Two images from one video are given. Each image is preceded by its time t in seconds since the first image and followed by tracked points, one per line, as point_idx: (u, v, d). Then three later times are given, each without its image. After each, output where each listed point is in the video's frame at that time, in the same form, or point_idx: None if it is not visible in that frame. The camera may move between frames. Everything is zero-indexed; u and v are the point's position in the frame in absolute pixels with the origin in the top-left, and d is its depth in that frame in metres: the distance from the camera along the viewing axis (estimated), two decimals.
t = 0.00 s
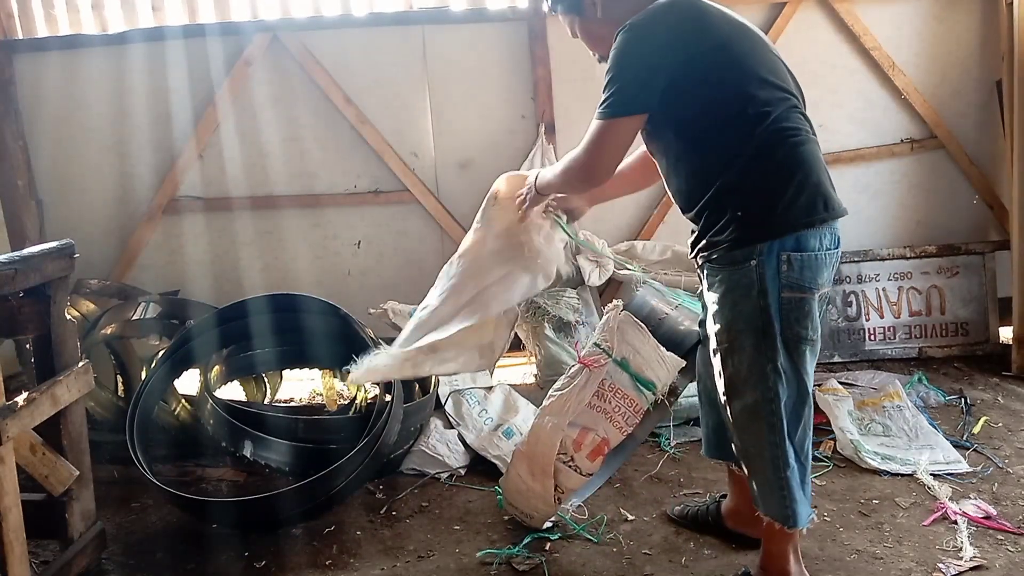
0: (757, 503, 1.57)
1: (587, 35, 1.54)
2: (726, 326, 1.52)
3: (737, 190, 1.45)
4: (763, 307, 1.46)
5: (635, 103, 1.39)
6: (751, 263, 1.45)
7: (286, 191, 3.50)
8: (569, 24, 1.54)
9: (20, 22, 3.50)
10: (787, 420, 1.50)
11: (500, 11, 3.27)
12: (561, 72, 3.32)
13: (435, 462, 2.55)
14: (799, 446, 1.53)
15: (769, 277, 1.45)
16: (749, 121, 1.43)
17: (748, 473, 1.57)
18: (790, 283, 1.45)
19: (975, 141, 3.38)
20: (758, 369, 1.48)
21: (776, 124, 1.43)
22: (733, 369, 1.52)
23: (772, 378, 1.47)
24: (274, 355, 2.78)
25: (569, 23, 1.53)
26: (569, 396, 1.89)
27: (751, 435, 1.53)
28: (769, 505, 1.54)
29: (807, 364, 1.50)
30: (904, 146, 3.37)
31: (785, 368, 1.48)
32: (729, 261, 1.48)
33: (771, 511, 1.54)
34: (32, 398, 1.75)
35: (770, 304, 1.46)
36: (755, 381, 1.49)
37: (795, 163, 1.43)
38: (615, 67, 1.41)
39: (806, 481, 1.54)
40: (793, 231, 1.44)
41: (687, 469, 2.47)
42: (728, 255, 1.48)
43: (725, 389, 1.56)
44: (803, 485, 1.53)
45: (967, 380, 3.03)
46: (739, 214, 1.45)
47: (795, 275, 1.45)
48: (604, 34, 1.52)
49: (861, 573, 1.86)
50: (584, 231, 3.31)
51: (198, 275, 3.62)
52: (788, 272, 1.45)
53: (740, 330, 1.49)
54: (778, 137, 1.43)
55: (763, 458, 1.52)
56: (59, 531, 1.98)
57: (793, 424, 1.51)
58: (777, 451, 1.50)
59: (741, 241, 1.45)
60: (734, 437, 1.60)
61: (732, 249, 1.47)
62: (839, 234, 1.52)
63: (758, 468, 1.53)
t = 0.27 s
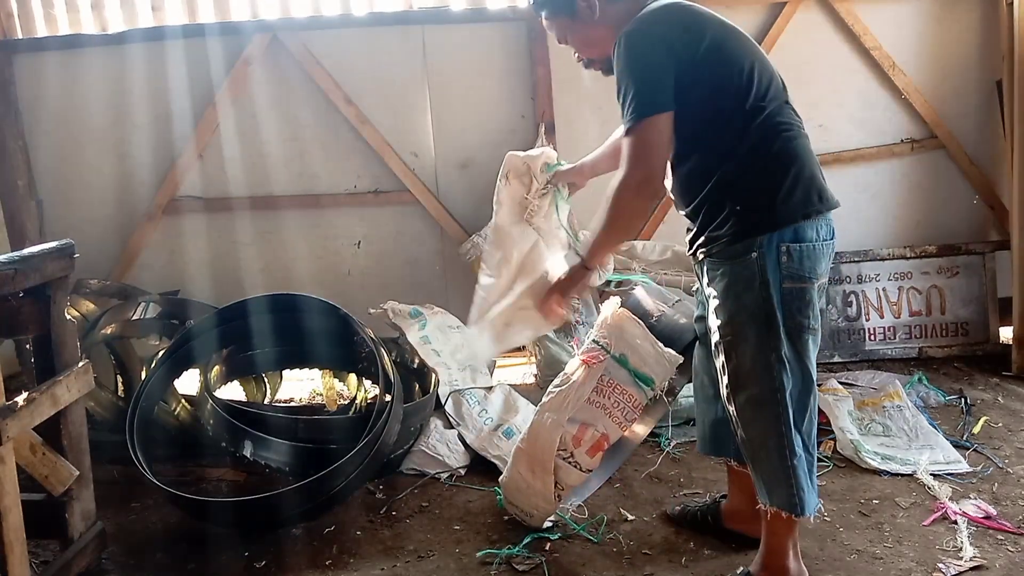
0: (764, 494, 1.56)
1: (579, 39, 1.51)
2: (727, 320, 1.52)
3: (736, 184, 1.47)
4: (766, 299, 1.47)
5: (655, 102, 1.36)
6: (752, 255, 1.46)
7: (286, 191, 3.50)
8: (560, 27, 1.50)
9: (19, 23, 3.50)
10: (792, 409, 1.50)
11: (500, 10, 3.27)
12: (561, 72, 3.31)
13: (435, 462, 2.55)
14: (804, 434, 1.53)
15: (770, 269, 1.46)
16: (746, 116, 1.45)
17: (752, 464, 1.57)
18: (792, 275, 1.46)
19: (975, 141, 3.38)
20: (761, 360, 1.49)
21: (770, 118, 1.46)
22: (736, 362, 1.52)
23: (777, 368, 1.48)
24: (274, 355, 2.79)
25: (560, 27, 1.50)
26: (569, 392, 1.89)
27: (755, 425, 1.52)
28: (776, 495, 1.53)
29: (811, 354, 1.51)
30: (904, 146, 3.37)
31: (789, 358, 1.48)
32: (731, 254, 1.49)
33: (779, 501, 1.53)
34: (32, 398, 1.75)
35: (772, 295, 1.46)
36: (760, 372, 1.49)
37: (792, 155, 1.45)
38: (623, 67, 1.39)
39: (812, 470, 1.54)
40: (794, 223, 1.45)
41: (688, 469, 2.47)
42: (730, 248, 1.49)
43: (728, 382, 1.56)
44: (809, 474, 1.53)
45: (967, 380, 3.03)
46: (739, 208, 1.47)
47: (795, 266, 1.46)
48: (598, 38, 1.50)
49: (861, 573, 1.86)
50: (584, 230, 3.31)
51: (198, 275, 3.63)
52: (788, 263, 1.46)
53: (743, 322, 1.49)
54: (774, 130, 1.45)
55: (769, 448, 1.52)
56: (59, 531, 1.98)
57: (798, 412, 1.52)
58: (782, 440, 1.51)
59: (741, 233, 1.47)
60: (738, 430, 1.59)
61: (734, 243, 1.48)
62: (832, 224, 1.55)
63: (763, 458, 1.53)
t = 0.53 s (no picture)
0: (734, 480, 1.61)
1: (569, 48, 1.50)
2: (723, 308, 1.56)
3: (740, 182, 1.53)
4: (766, 290, 1.52)
5: (679, 108, 1.37)
6: (757, 246, 1.52)
7: (286, 191, 3.50)
8: (550, 38, 1.49)
9: (19, 22, 3.50)
10: (776, 397, 1.55)
11: (500, 10, 3.27)
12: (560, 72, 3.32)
13: (435, 462, 2.55)
14: (784, 427, 1.58)
15: (774, 261, 1.51)
16: (749, 116, 1.51)
17: (725, 450, 1.62)
18: (796, 269, 1.52)
19: (975, 141, 3.38)
20: (755, 349, 1.53)
21: (772, 117, 1.52)
22: (726, 349, 1.57)
23: (766, 356, 1.53)
24: (273, 355, 2.79)
25: (550, 37, 1.48)
26: (570, 384, 1.90)
27: (738, 412, 1.58)
28: (748, 483, 1.59)
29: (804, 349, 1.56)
30: (904, 146, 3.37)
31: (779, 347, 1.53)
32: (736, 244, 1.54)
33: (749, 487, 1.58)
34: (32, 398, 1.75)
35: (773, 287, 1.52)
36: (750, 359, 1.54)
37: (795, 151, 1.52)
38: (637, 76, 1.40)
39: (791, 463, 1.59)
40: (798, 216, 1.52)
41: (687, 469, 2.47)
42: (735, 238, 1.54)
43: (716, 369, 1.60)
44: (786, 465, 1.59)
45: (967, 380, 3.03)
46: (748, 204, 1.53)
47: (798, 259, 1.52)
48: (588, 46, 1.50)
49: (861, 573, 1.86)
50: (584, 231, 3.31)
51: (198, 275, 3.63)
52: (792, 256, 1.51)
53: (738, 311, 1.54)
54: (776, 129, 1.52)
55: (749, 436, 1.57)
56: (59, 531, 1.98)
57: (784, 405, 1.57)
58: (763, 428, 1.56)
59: (750, 224, 1.53)
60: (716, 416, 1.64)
61: (737, 234, 1.54)
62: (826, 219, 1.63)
63: (742, 445, 1.58)
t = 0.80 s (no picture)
0: (746, 483, 1.63)
1: (569, 55, 1.45)
2: (735, 317, 1.56)
3: (742, 192, 1.54)
4: (776, 298, 1.54)
5: (690, 125, 1.35)
6: (766, 256, 1.53)
7: (286, 191, 3.50)
8: (549, 45, 1.43)
9: (19, 22, 3.50)
10: (788, 399, 1.58)
11: (500, 10, 3.27)
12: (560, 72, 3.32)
13: (435, 462, 2.55)
14: (792, 425, 1.62)
15: (782, 270, 1.53)
16: (751, 126, 1.51)
17: (738, 454, 1.63)
18: (802, 275, 1.54)
19: (975, 141, 3.38)
20: (769, 355, 1.55)
21: (771, 126, 1.53)
22: (740, 357, 1.58)
23: (780, 362, 1.55)
24: (272, 355, 2.79)
25: (549, 43, 1.43)
26: (563, 381, 1.83)
27: (754, 416, 1.59)
28: (762, 483, 1.61)
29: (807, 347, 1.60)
30: (904, 146, 3.37)
31: (791, 352, 1.56)
32: (741, 257, 1.55)
33: (763, 487, 1.61)
34: (32, 398, 1.75)
35: (783, 295, 1.54)
36: (766, 366, 1.56)
37: (793, 162, 1.53)
38: (644, 90, 1.37)
39: (798, 457, 1.64)
40: (800, 224, 1.53)
41: (687, 469, 2.47)
42: (739, 251, 1.55)
43: (728, 376, 1.61)
44: (794, 461, 1.63)
45: (967, 380, 3.03)
46: (751, 214, 1.53)
47: (804, 265, 1.54)
48: (588, 52, 1.45)
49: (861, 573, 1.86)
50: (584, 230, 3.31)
51: (197, 275, 3.63)
52: (798, 264, 1.53)
53: (752, 320, 1.55)
54: (775, 139, 1.53)
55: (764, 438, 1.59)
56: (59, 531, 1.98)
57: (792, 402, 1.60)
58: (777, 430, 1.59)
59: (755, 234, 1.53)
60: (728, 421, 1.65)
61: (746, 245, 1.54)
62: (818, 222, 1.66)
63: (756, 447, 1.60)
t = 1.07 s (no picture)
0: (748, 484, 1.63)
1: (580, 52, 1.40)
2: (742, 318, 1.57)
3: (754, 195, 1.53)
4: (786, 299, 1.55)
5: (713, 127, 1.33)
6: (777, 258, 1.54)
7: (286, 191, 3.50)
8: (561, 41, 1.37)
9: (19, 22, 3.49)
10: (791, 399, 1.60)
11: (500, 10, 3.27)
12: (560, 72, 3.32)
13: (435, 462, 2.55)
14: (793, 425, 1.64)
15: (790, 272, 1.55)
16: (764, 130, 1.51)
17: (740, 456, 1.63)
18: (808, 275, 1.58)
19: (975, 141, 3.38)
20: (777, 356, 1.56)
21: (781, 130, 1.54)
22: (746, 360, 1.58)
23: (787, 364, 1.57)
24: (274, 355, 2.79)
25: (561, 39, 1.37)
26: (542, 367, 1.72)
27: (759, 417, 1.60)
28: (763, 485, 1.62)
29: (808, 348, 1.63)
30: (904, 146, 3.37)
31: (797, 354, 1.58)
32: (754, 257, 1.55)
33: (765, 488, 1.62)
34: (32, 398, 1.75)
35: (793, 296, 1.55)
36: (773, 367, 1.57)
37: (801, 166, 1.56)
38: (666, 89, 1.34)
39: (797, 457, 1.66)
40: (807, 228, 1.56)
41: (687, 469, 2.47)
42: (752, 252, 1.55)
43: (733, 377, 1.61)
44: (793, 462, 1.65)
45: (967, 380, 3.03)
46: (762, 215, 1.53)
47: (809, 266, 1.58)
48: (599, 51, 1.40)
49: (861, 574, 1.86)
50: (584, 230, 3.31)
51: (197, 275, 3.63)
52: (805, 264, 1.56)
53: (760, 321, 1.56)
54: (785, 143, 1.54)
55: (767, 439, 1.60)
56: (59, 531, 1.98)
57: (794, 402, 1.62)
58: (780, 430, 1.60)
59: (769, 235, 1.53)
60: (730, 423, 1.65)
61: (758, 246, 1.54)
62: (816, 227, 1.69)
63: (760, 448, 1.61)
